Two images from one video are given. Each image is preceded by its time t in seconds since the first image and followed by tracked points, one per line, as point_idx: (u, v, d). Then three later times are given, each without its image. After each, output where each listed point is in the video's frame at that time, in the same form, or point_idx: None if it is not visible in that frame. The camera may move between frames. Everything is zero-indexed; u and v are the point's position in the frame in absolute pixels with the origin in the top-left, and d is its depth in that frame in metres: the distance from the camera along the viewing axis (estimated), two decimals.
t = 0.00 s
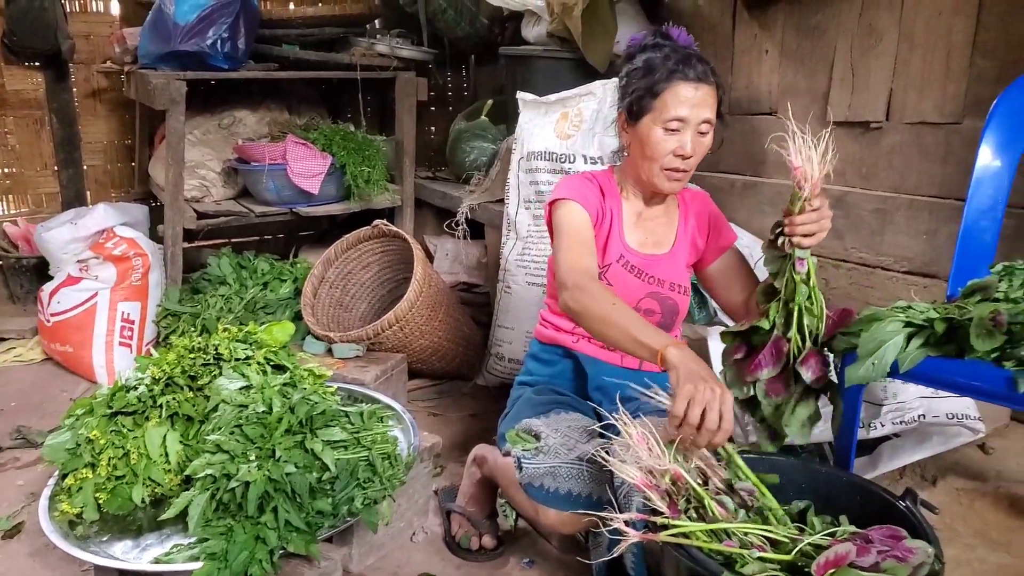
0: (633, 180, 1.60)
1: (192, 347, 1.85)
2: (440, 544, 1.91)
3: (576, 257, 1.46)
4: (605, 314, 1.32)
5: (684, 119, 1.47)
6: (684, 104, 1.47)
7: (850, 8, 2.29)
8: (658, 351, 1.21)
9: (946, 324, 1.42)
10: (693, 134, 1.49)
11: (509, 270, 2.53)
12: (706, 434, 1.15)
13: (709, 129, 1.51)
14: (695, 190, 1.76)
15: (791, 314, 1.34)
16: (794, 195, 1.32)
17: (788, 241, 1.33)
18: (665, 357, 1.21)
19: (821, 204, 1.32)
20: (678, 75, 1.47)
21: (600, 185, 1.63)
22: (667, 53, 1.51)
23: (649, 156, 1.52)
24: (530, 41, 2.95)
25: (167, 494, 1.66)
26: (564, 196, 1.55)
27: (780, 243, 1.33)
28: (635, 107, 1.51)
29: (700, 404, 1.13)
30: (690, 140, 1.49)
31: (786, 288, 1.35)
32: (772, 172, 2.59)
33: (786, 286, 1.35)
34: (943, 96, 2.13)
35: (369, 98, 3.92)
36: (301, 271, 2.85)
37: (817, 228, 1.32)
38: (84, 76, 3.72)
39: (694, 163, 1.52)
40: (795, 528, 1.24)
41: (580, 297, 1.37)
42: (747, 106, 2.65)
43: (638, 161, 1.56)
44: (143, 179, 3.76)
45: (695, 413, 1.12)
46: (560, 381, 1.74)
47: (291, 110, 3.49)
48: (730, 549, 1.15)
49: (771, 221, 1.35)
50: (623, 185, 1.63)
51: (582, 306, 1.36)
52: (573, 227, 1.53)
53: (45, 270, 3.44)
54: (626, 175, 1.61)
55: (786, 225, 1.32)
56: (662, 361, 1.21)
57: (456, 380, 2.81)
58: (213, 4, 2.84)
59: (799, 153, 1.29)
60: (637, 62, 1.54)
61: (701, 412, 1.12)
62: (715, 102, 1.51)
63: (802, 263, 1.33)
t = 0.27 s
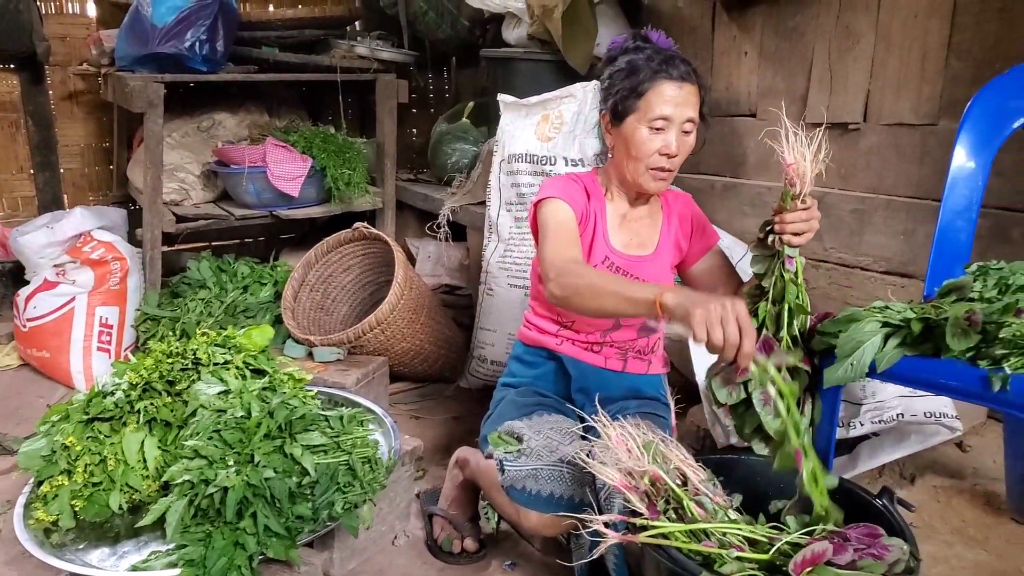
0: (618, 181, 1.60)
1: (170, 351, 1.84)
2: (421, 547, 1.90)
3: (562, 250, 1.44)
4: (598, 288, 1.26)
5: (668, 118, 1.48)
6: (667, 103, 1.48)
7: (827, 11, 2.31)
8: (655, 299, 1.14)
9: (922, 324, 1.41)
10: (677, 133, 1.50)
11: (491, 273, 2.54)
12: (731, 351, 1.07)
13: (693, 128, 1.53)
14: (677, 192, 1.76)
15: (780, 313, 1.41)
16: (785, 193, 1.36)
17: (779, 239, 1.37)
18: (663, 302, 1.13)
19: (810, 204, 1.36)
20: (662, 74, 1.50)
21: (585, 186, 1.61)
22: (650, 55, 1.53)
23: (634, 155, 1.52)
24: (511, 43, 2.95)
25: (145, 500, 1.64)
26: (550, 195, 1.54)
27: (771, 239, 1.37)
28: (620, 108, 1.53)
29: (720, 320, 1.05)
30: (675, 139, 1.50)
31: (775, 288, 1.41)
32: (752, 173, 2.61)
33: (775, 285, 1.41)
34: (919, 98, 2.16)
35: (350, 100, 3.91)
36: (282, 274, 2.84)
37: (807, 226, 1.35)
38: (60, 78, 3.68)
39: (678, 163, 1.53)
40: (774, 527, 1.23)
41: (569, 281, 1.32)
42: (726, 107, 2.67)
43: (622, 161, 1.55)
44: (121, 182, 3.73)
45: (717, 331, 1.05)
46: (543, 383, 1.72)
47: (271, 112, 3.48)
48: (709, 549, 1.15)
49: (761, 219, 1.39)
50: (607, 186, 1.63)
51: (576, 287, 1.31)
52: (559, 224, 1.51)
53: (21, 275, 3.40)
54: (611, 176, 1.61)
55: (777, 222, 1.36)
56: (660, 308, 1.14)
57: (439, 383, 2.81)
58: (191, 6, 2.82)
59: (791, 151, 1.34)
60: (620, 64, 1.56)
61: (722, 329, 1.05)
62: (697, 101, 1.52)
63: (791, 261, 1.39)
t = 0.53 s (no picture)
0: (604, 182, 1.60)
1: (156, 356, 1.83)
2: (410, 552, 1.90)
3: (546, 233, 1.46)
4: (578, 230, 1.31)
5: (648, 116, 1.48)
6: (647, 101, 1.48)
7: (815, 16, 2.33)
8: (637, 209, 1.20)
9: (907, 328, 1.42)
10: (659, 130, 1.50)
11: (480, 276, 2.53)
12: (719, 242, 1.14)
13: (674, 125, 1.52)
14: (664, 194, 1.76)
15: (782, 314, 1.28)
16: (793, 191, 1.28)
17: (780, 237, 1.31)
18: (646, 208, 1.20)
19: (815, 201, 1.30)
20: (639, 74, 1.50)
21: (572, 187, 1.63)
22: (626, 57, 1.54)
23: (618, 155, 1.51)
24: (501, 46, 2.96)
25: (130, 506, 1.63)
26: (536, 188, 1.56)
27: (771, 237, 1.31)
28: (599, 110, 1.53)
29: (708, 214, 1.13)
30: (657, 136, 1.49)
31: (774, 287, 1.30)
32: (740, 177, 2.62)
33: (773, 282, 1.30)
34: (905, 103, 2.17)
35: (340, 103, 3.91)
36: (270, 277, 2.83)
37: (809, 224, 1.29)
38: (47, 80, 3.66)
39: (663, 160, 1.52)
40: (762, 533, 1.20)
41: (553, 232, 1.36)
42: (714, 112, 2.68)
43: (607, 162, 1.55)
44: (109, 185, 3.71)
45: (705, 222, 1.12)
46: (532, 387, 1.71)
47: (260, 115, 3.47)
48: (698, 555, 1.13)
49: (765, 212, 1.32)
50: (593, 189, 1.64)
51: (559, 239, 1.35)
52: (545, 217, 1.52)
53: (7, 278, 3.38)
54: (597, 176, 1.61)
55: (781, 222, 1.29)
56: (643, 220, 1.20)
57: (428, 387, 2.81)
58: (179, 8, 2.82)
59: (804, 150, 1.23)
60: (598, 68, 1.57)
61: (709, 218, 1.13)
62: (677, 98, 1.52)
63: (790, 260, 1.31)
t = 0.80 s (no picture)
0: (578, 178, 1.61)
1: (131, 356, 1.80)
2: (388, 554, 1.88)
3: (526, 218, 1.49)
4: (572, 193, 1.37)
5: (616, 107, 1.51)
6: (614, 94, 1.51)
7: (795, 20, 2.35)
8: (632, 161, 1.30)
9: (885, 331, 1.42)
10: (629, 120, 1.52)
11: (461, 277, 2.52)
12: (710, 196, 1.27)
13: (643, 115, 1.55)
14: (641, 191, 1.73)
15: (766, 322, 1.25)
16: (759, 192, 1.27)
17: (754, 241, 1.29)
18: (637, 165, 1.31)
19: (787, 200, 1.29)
20: (603, 68, 1.54)
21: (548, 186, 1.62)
22: (592, 58, 1.58)
23: (589, 150, 1.52)
24: (483, 47, 2.95)
25: (103, 509, 1.60)
26: (510, 184, 1.59)
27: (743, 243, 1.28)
28: (570, 108, 1.55)
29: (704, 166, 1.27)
30: (627, 126, 1.51)
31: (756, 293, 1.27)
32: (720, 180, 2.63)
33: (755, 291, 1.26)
34: (884, 107, 2.18)
35: (320, 102, 3.89)
36: (249, 278, 2.80)
37: (784, 224, 1.27)
38: (21, 76, 3.60)
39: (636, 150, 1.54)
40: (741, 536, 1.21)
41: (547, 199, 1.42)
42: (695, 115, 2.69)
43: (578, 159, 1.56)
44: (84, 183, 3.65)
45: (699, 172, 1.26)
46: (512, 387, 1.71)
47: (239, 113, 3.43)
48: (677, 557, 1.13)
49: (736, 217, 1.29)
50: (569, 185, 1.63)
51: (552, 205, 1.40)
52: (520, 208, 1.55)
53: None
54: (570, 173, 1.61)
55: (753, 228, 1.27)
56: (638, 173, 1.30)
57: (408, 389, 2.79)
58: (157, 4, 2.78)
59: (762, 148, 1.22)
60: (566, 72, 1.60)
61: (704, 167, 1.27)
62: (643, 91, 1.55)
63: (770, 264, 1.27)
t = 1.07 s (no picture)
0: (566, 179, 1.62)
1: (124, 360, 1.80)
2: (381, 559, 1.89)
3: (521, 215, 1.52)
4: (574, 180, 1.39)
5: (600, 106, 1.52)
6: (597, 94, 1.53)
7: (788, 26, 2.36)
8: (637, 147, 1.34)
9: (878, 337, 1.43)
10: (613, 120, 1.54)
11: (454, 281, 2.53)
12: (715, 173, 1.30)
13: (627, 113, 1.56)
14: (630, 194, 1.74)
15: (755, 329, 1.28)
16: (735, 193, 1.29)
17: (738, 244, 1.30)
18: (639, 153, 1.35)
19: (767, 203, 1.29)
20: (584, 70, 1.56)
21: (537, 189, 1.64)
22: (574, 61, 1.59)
23: (576, 150, 1.54)
24: (477, 51, 2.96)
25: (96, 513, 1.60)
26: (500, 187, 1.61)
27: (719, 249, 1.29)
28: (553, 112, 1.57)
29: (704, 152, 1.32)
30: (612, 125, 1.53)
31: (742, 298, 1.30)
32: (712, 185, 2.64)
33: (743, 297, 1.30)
34: (876, 113, 2.19)
35: (313, 106, 3.90)
36: (241, 281, 2.80)
37: (767, 225, 1.28)
38: (14, 78, 3.60)
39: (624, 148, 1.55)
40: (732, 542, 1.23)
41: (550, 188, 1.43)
42: (688, 120, 2.71)
43: (566, 161, 1.57)
44: (77, 186, 3.65)
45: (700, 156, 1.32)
46: (502, 393, 1.71)
47: (233, 116, 3.44)
48: (669, 562, 1.13)
49: (716, 220, 1.30)
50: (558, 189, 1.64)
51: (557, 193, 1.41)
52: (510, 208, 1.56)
53: None
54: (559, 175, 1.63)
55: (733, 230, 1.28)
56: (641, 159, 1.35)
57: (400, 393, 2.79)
58: (151, 7, 2.78)
59: (735, 149, 1.27)
60: (548, 78, 1.61)
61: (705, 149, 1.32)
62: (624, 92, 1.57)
63: (755, 269, 1.29)
